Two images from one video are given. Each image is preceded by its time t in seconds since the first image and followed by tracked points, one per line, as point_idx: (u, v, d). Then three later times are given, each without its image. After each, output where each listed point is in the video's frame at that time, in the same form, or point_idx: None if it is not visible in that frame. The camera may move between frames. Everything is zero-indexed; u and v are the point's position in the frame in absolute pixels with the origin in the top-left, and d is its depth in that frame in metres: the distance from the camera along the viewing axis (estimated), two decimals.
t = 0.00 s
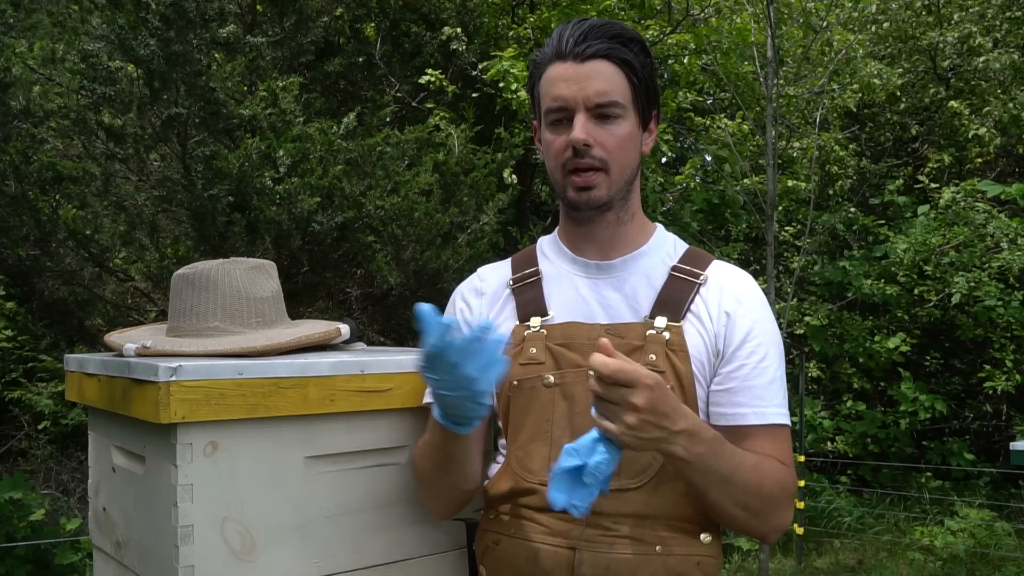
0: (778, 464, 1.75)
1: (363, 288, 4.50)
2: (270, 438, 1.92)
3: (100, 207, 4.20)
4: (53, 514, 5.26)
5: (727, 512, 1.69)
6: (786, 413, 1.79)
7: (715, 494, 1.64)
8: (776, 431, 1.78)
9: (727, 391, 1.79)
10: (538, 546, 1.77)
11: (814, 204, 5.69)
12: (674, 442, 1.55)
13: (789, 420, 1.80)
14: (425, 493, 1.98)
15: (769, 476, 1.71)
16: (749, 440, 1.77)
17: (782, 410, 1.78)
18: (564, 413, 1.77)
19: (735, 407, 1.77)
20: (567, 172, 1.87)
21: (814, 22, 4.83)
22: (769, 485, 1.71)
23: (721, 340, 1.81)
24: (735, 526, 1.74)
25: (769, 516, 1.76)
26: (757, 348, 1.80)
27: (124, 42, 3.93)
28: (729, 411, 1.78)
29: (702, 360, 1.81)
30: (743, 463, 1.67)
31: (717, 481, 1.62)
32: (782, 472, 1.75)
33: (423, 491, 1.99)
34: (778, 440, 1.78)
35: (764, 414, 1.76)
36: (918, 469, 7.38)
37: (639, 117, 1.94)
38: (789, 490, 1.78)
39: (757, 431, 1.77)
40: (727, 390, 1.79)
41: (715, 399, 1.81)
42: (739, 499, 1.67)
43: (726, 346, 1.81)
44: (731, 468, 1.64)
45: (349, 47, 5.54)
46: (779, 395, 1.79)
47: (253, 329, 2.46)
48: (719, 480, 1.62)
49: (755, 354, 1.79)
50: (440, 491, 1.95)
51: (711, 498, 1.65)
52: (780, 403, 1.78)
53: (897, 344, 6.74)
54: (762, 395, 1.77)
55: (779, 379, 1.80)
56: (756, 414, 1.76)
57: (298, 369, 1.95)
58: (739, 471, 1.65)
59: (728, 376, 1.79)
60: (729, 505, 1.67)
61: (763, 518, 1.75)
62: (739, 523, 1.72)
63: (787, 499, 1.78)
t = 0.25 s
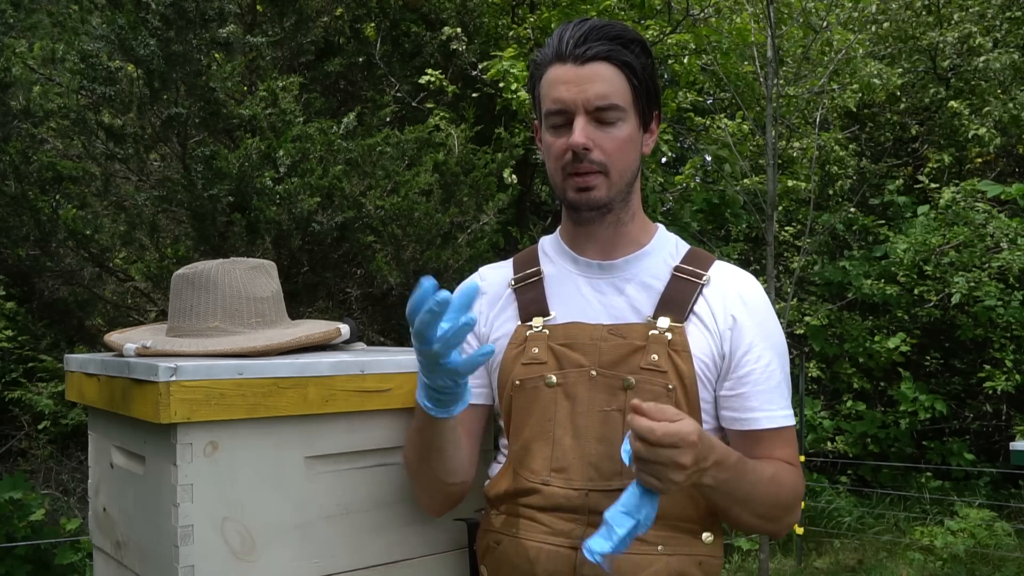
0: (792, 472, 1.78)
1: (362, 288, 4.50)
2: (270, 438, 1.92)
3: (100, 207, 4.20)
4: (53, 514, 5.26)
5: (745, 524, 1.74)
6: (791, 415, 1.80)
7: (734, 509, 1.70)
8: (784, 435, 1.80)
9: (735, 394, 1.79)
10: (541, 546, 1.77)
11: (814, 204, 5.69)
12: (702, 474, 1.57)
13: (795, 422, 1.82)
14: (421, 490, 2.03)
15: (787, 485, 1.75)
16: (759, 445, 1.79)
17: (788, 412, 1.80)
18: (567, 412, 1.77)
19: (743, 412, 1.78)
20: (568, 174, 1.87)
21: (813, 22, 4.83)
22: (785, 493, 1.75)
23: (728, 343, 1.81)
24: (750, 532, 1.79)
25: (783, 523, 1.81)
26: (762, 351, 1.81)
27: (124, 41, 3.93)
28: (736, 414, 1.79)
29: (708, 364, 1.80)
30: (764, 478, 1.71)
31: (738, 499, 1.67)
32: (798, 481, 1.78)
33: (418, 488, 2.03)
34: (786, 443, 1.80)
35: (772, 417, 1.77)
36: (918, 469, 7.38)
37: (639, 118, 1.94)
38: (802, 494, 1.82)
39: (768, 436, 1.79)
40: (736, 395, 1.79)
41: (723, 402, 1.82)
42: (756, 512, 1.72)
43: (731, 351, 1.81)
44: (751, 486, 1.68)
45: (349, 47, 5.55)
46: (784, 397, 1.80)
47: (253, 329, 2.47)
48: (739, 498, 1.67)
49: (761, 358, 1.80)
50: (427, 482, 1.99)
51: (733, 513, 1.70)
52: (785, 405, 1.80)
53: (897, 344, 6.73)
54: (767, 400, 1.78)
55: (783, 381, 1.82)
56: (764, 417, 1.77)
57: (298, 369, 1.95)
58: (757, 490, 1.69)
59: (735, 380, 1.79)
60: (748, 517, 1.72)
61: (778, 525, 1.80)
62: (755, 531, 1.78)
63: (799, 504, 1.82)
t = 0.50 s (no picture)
0: (786, 464, 1.78)
1: (362, 288, 4.50)
2: (270, 438, 1.93)
3: (100, 207, 4.20)
4: (53, 514, 5.26)
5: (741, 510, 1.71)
6: (793, 416, 1.80)
7: (730, 492, 1.67)
8: (783, 432, 1.80)
9: (736, 394, 1.79)
10: (544, 545, 1.78)
11: (814, 204, 5.69)
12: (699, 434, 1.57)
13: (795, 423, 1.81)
14: (428, 498, 1.94)
15: (780, 473, 1.75)
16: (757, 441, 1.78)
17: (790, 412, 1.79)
18: (569, 412, 1.77)
19: (744, 412, 1.78)
20: (574, 173, 1.86)
21: (813, 22, 4.83)
22: (777, 480, 1.74)
23: (729, 343, 1.82)
24: (745, 524, 1.76)
25: (778, 518, 1.78)
26: (764, 351, 1.81)
27: (124, 42, 3.94)
28: (737, 415, 1.79)
29: (710, 363, 1.81)
30: (757, 463, 1.71)
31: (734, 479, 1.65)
32: (792, 473, 1.78)
33: (426, 497, 1.94)
34: (785, 440, 1.80)
35: (772, 417, 1.77)
36: (918, 469, 7.38)
37: (644, 118, 1.94)
38: (797, 490, 1.81)
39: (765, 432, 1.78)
40: (737, 395, 1.79)
41: (724, 403, 1.82)
42: (752, 495, 1.70)
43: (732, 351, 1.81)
44: (744, 462, 1.67)
45: (349, 47, 5.55)
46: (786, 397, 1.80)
47: (253, 329, 2.47)
48: (734, 477, 1.65)
49: (763, 357, 1.80)
50: (446, 494, 1.90)
51: (728, 495, 1.67)
52: (787, 405, 1.79)
53: (896, 344, 6.73)
54: (768, 400, 1.78)
55: (785, 381, 1.81)
56: (765, 416, 1.77)
57: (298, 369, 1.95)
58: (751, 468, 1.68)
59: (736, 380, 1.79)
60: (742, 501, 1.70)
61: (773, 519, 1.77)
62: (750, 522, 1.75)
63: (794, 500, 1.81)
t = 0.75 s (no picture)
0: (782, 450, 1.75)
1: (362, 288, 4.50)
2: (269, 438, 1.92)
3: (100, 207, 4.19)
4: (52, 514, 5.26)
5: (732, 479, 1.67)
6: (789, 412, 1.80)
7: (725, 452, 1.63)
8: (780, 427, 1.77)
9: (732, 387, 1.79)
10: (544, 545, 1.78)
11: (814, 204, 5.68)
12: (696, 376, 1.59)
13: (793, 419, 1.81)
14: (432, 494, 1.92)
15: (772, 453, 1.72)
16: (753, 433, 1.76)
17: (786, 408, 1.80)
18: (570, 412, 1.77)
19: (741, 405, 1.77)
20: (577, 177, 1.86)
21: (814, 22, 4.82)
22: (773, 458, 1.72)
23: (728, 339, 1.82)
24: (738, 504, 1.71)
25: (770, 504, 1.74)
26: (763, 347, 1.82)
27: (124, 42, 3.94)
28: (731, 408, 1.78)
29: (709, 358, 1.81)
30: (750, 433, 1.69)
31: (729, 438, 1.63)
32: (785, 459, 1.75)
33: (430, 493, 1.92)
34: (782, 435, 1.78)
35: (768, 411, 1.77)
36: (918, 469, 7.38)
37: (647, 120, 1.94)
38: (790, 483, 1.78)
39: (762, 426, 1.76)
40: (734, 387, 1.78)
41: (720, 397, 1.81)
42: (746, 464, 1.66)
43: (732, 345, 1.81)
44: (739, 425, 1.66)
45: (349, 47, 5.55)
46: (782, 393, 1.80)
47: (253, 328, 2.47)
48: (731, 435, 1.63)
49: (761, 353, 1.81)
50: (453, 488, 1.88)
51: (723, 457, 1.63)
52: (782, 401, 1.79)
53: (897, 344, 6.73)
54: (764, 394, 1.78)
55: (782, 377, 1.82)
56: (761, 411, 1.76)
57: (298, 369, 1.95)
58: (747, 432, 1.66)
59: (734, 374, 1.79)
60: (739, 468, 1.66)
61: (764, 502, 1.73)
62: (742, 498, 1.70)
63: (787, 493, 1.78)
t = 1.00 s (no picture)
0: (764, 456, 1.74)
1: (362, 288, 4.50)
2: (269, 438, 1.92)
3: (100, 207, 4.19)
4: (52, 514, 5.26)
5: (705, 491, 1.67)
6: (783, 415, 1.79)
7: (691, 467, 1.64)
8: (768, 429, 1.77)
9: (726, 388, 1.78)
10: (545, 544, 1.77)
11: (814, 204, 5.68)
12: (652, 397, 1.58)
13: (785, 422, 1.80)
14: (441, 495, 1.93)
15: (748, 461, 1.71)
16: (743, 434, 1.75)
17: (780, 411, 1.79)
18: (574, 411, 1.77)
19: (734, 404, 1.76)
20: (579, 175, 1.86)
21: (814, 22, 4.83)
22: (748, 466, 1.70)
23: (725, 339, 1.81)
24: (715, 513, 1.71)
25: (753, 510, 1.73)
26: (759, 348, 1.81)
27: (124, 42, 3.94)
28: (724, 408, 1.77)
29: (706, 358, 1.80)
30: (721, 444, 1.69)
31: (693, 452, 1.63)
32: (768, 464, 1.74)
33: (440, 494, 1.93)
34: (771, 438, 1.77)
35: (761, 413, 1.76)
36: (918, 469, 7.38)
37: (649, 119, 1.94)
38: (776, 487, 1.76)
39: (750, 428, 1.75)
40: (728, 387, 1.78)
41: (715, 396, 1.80)
42: (715, 476, 1.66)
43: (730, 345, 1.81)
44: (705, 439, 1.66)
45: (349, 47, 5.55)
46: (776, 395, 1.79)
47: (253, 329, 2.46)
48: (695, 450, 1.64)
49: (757, 354, 1.80)
50: (460, 489, 1.88)
51: (688, 473, 1.64)
52: (776, 403, 1.78)
53: (896, 344, 6.73)
54: (758, 394, 1.77)
55: (777, 380, 1.81)
56: (754, 412, 1.76)
57: (298, 369, 1.95)
58: (711, 446, 1.66)
59: (729, 375, 1.78)
60: (707, 482, 1.66)
61: (745, 510, 1.72)
62: (718, 509, 1.70)
63: (773, 497, 1.76)
